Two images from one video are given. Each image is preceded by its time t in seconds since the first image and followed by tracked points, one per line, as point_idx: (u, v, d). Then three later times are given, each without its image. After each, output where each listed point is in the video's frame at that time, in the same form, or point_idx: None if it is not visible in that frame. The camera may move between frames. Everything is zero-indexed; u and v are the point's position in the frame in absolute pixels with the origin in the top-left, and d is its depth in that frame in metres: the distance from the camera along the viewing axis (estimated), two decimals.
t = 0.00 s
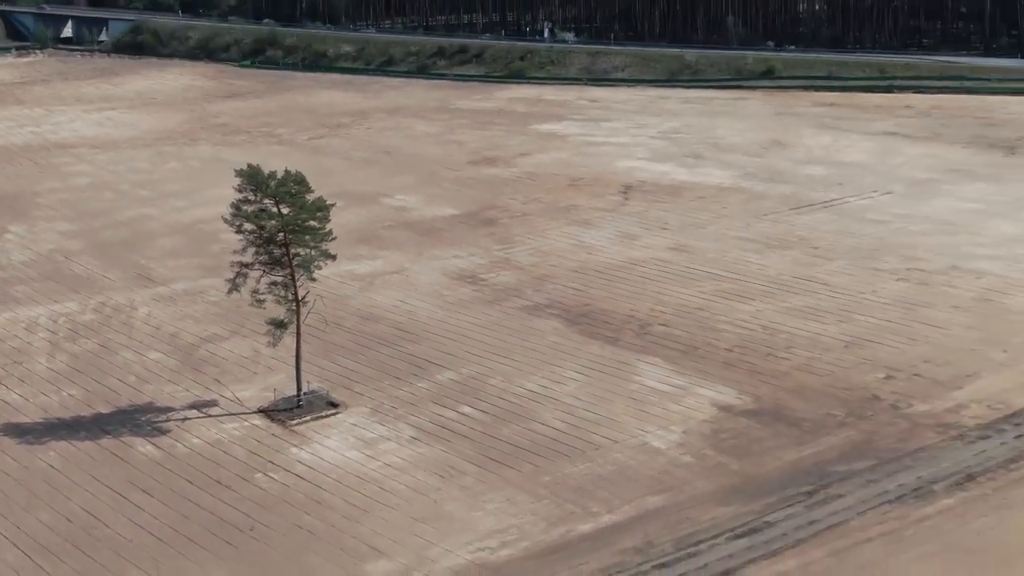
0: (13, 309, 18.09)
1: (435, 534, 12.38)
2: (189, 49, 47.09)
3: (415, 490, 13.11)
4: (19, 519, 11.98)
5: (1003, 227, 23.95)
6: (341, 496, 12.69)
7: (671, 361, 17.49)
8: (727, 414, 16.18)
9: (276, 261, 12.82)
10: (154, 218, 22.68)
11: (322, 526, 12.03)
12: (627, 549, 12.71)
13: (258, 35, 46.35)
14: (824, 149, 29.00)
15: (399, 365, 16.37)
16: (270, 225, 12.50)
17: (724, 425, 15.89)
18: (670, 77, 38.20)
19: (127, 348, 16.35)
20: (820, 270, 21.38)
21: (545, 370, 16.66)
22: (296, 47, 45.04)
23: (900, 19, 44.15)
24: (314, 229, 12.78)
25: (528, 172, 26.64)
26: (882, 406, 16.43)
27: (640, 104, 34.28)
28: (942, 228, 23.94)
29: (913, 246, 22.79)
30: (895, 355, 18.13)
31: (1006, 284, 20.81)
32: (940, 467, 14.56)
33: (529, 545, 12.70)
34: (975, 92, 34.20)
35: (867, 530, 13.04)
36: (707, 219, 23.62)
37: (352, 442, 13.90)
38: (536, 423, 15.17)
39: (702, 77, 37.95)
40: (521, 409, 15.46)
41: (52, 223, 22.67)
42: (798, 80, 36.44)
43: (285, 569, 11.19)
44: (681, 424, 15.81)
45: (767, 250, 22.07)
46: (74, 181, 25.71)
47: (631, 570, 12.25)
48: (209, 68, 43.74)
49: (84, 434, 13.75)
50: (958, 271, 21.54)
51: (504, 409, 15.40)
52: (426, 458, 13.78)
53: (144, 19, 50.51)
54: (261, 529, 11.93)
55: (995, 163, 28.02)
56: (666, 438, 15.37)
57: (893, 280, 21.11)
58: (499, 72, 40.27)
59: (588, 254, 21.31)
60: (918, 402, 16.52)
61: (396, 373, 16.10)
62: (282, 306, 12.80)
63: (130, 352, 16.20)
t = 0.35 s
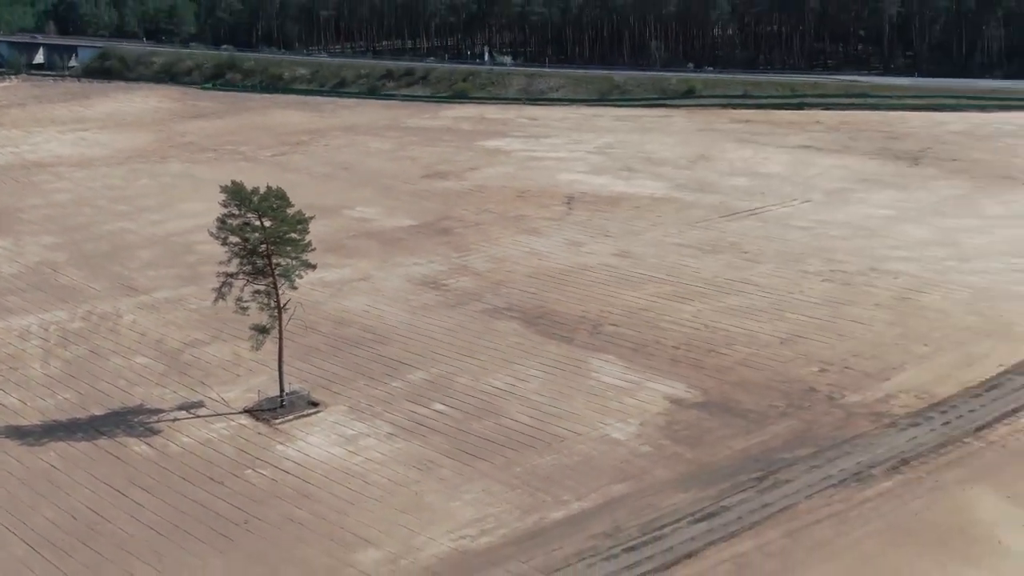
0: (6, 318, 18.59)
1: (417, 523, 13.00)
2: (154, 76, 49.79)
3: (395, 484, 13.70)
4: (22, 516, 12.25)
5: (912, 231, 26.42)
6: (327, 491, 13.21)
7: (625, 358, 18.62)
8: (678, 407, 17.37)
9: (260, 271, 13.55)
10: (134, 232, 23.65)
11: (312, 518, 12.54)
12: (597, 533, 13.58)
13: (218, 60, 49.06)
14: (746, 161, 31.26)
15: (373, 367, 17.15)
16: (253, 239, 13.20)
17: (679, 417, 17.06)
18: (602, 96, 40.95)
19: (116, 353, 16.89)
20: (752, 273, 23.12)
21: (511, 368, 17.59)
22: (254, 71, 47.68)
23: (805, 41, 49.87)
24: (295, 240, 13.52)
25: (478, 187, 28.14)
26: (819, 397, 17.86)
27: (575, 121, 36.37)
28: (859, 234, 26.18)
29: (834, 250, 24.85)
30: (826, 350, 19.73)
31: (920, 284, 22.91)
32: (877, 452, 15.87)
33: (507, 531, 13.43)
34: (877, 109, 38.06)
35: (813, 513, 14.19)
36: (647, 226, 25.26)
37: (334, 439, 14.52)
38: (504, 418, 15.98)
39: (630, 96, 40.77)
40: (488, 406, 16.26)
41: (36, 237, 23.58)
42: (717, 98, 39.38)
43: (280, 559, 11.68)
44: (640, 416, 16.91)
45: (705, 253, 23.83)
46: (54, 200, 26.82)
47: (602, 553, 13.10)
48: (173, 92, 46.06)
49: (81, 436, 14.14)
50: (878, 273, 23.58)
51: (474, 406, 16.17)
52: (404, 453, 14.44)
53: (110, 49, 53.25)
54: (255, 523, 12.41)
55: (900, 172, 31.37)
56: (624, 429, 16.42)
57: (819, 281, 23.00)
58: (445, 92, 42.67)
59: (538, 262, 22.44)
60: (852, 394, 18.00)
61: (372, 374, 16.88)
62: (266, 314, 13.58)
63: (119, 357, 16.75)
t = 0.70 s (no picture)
0: (10, 325, 19.27)
1: (412, 513, 13.59)
2: (134, 93, 50.72)
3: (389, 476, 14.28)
4: (37, 514, 12.75)
5: (849, 235, 28.40)
6: (326, 486, 13.75)
7: (594, 356, 19.50)
8: (646, 400, 18.35)
9: (256, 279, 14.24)
10: (125, 242, 24.50)
11: (315, 510, 13.10)
12: (582, 520, 14.33)
13: (193, 80, 49.95)
14: (692, 172, 32.99)
15: (360, 368, 17.84)
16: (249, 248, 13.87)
17: (650, 410, 18.05)
18: (554, 112, 42.56)
19: (118, 356, 17.58)
20: (705, 275, 24.46)
21: (492, 365, 18.40)
22: (227, 90, 48.59)
23: (740, 61, 53.21)
24: (289, 249, 14.18)
25: (446, 197, 29.23)
26: (776, 390, 19.07)
27: (531, 135, 37.86)
28: (801, 238, 28.01)
29: (779, 254, 26.47)
30: (779, 346, 21.06)
31: (860, 284, 24.64)
32: (833, 440, 17.02)
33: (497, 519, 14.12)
34: (808, 123, 40.67)
35: (777, 497, 15.20)
36: (608, 233, 26.47)
37: (328, 434, 15.14)
38: (486, 412, 16.67)
39: (580, 112, 42.55)
40: (471, 400, 17.01)
41: (33, 248, 24.35)
42: (662, 113, 41.43)
43: (287, 548, 12.25)
44: (613, 410, 17.82)
45: (664, 256, 25.21)
46: (47, 212, 27.62)
47: (588, 538, 13.83)
48: (150, 110, 47.20)
49: (90, 435, 14.74)
50: (820, 274, 25.28)
51: (458, 401, 16.85)
52: (396, 447, 15.07)
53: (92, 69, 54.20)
54: (260, 515, 12.96)
55: (833, 182, 33.61)
56: (598, 422, 17.28)
57: (766, 282, 24.50)
58: (407, 109, 44.08)
59: (506, 268, 23.34)
60: (806, 386, 19.27)
61: (362, 373, 17.59)
62: (262, 319, 14.27)
63: (120, 361, 17.40)
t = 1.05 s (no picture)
0: (23, 330, 19.98)
1: (417, 502, 14.23)
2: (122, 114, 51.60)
3: (391, 472, 14.86)
4: (61, 510, 13.29)
5: (795, 240, 30.15)
6: (335, 481, 14.33)
7: (572, 354, 20.34)
8: (625, 395, 19.27)
9: (260, 286, 14.96)
10: (126, 252, 25.36)
11: (326, 502, 13.74)
12: (574, 507, 15.13)
13: (179, 100, 50.62)
14: (647, 183, 34.63)
15: (357, 368, 18.54)
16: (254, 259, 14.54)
17: (629, 403, 19.02)
18: (514, 128, 44.38)
19: (128, 360, 18.33)
20: (667, 278, 25.71)
21: (481, 363, 19.19)
22: (211, 110, 49.40)
23: (682, 81, 56.03)
24: (291, 258, 14.88)
25: (420, 207, 30.26)
26: (741, 383, 20.27)
27: (494, 150, 39.15)
28: (752, 242, 29.69)
29: (733, 259, 27.95)
30: (740, 343, 22.31)
31: (811, 285, 26.20)
32: (797, 429, 18.19)
33: (494, 509, 14.79)
34: (747, 138, 43.06)
35: (752, 482, 16.18)
36: (575, 239, 27.61)
37: (331, 431, 15.85)
38: (477, 408, 17.35)
39: (539, 128, 44.27)
40: (463, 397, 17.71)
41: (38, 259, 25.00)
42: (615, 129, 43.25)
43: (302, 537, 12.88)
44: (595, 404, 18.66)
45: (630, 260, 26.49)
46: (48, 225, 28.42)
47: (582, 524, 14.60)
48: (135, 128, 47.74)
49: (107, 434, 15.38)
50: (772, 276, 26.83)
51: (451, 398, 17.55)
52: (396, 443, 15.73)
53: (84, 91, 54.45)
54: (273, 508, 13.58)
55: (776, 191, 35.61)
56: (582, 416, 18.11)
57: (722, 283, 25.96)
58: (379, 126, 45.49)
59: (482, 274, 24.22)
60: (770, 379, 20.49)
61: (358, 373, 18.29)
62: (267, 323, 15.05)
63: (130, 364, 18.13)
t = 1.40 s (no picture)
0: (41, 334, 20.52)
1: (426, 494, 14.72)
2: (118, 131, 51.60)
3: (398, 465, 15.36)
4: (88, 505, 13.82)
5: (757, 245, 31.44)
6: (346, 474, 14.82)
7: (560, 353, 20.96)
8: (611, 389, 19.98)
9: (269, 291, 15.59)
10: (132, 260, 25.85)
11: (338, 493, 14.28)
12: (574, 495, 15.74)
13: (171, 117, 50.33)
14: (616, 192, 35.76)
15: (357, 369, 18.98)
16: (264, 266, 15.17)
17: (615, 397, 19.72)
18: (487, 141, 45.00)
19: (143, 361, 18.97)
20: (640, 281, 26.57)
21: (475, 360, 19.75)
22: (203, 126, 49.19)
23: (641, 97, 57.49)
24: (299, 265, 15.48)
25: (404, 216, 30.89)
26: (718, 377, 21.17)
27: (469, 162, 39.98)
28: (716, 246, 30.93)
29: (700, 263, 29.03)
30: (714, 340, 23.29)
31: (774, 287, 27.38)
32: (774, 420, 19.05)
33: (497, 499, 15.29)
34: (703, 150, 44.71)
35: (737, 471, 16.94)
36: (552, 245, 28.44)
37: (339, 427, 16.35)
38: (474, 404, 17.86)
39: (510, 142, 45.04)
40: (461, 392, 18.25)
41: (48, 267, 25.41)
42: (581, 143, 44.41)
43: (319, 525, 13.45)
44: (585, 398, 19.32)
45: (605, 263, 27.42)
46: (55, 235, 28.70)
47: (582, 512, 15.22)
48: (129, 144, 47.51)
49: (126, 432, 15.93)
50: (737, 277, 28.01)
51: (449, 395, 18.03)
52: (402, 438, 16.21)
53: (82, 108, 54.03)
54: (290, 500, 14.11)
55: (735, 199, 37.08)
56: (574, 410, 18.70)
57: (693, 284, 27.07)
58: (360, 141, 45.76)
59: (468, 278, 24.88)
60: (745, 373, 21.46)
61: (361, 372, 18.79)
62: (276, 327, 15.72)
63: (144, 365, 18.72)
